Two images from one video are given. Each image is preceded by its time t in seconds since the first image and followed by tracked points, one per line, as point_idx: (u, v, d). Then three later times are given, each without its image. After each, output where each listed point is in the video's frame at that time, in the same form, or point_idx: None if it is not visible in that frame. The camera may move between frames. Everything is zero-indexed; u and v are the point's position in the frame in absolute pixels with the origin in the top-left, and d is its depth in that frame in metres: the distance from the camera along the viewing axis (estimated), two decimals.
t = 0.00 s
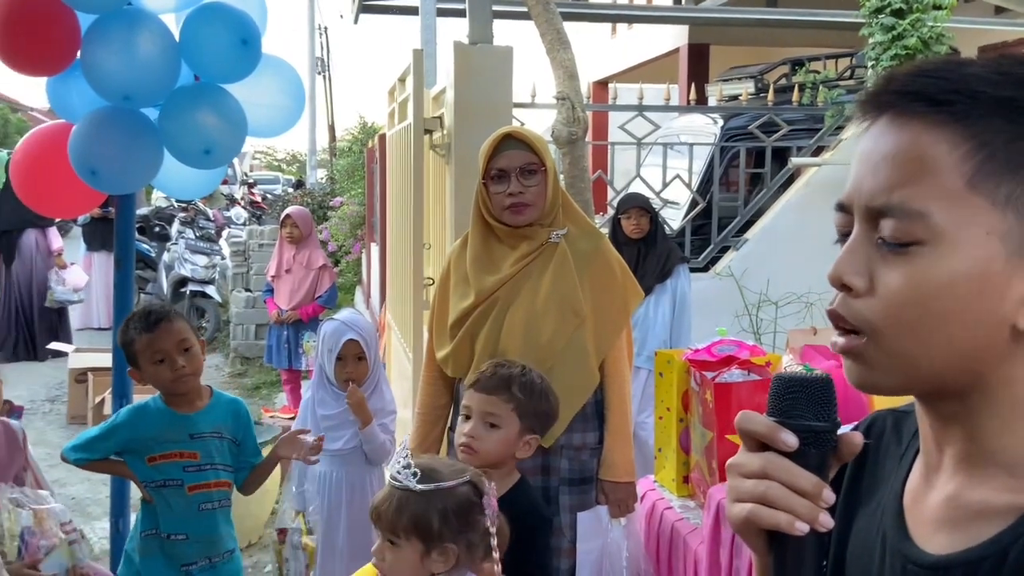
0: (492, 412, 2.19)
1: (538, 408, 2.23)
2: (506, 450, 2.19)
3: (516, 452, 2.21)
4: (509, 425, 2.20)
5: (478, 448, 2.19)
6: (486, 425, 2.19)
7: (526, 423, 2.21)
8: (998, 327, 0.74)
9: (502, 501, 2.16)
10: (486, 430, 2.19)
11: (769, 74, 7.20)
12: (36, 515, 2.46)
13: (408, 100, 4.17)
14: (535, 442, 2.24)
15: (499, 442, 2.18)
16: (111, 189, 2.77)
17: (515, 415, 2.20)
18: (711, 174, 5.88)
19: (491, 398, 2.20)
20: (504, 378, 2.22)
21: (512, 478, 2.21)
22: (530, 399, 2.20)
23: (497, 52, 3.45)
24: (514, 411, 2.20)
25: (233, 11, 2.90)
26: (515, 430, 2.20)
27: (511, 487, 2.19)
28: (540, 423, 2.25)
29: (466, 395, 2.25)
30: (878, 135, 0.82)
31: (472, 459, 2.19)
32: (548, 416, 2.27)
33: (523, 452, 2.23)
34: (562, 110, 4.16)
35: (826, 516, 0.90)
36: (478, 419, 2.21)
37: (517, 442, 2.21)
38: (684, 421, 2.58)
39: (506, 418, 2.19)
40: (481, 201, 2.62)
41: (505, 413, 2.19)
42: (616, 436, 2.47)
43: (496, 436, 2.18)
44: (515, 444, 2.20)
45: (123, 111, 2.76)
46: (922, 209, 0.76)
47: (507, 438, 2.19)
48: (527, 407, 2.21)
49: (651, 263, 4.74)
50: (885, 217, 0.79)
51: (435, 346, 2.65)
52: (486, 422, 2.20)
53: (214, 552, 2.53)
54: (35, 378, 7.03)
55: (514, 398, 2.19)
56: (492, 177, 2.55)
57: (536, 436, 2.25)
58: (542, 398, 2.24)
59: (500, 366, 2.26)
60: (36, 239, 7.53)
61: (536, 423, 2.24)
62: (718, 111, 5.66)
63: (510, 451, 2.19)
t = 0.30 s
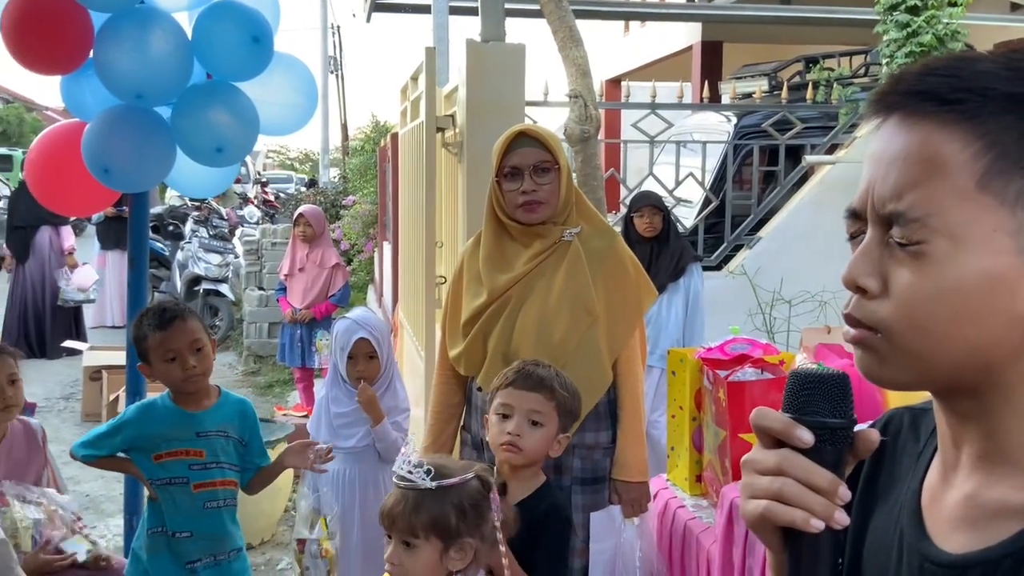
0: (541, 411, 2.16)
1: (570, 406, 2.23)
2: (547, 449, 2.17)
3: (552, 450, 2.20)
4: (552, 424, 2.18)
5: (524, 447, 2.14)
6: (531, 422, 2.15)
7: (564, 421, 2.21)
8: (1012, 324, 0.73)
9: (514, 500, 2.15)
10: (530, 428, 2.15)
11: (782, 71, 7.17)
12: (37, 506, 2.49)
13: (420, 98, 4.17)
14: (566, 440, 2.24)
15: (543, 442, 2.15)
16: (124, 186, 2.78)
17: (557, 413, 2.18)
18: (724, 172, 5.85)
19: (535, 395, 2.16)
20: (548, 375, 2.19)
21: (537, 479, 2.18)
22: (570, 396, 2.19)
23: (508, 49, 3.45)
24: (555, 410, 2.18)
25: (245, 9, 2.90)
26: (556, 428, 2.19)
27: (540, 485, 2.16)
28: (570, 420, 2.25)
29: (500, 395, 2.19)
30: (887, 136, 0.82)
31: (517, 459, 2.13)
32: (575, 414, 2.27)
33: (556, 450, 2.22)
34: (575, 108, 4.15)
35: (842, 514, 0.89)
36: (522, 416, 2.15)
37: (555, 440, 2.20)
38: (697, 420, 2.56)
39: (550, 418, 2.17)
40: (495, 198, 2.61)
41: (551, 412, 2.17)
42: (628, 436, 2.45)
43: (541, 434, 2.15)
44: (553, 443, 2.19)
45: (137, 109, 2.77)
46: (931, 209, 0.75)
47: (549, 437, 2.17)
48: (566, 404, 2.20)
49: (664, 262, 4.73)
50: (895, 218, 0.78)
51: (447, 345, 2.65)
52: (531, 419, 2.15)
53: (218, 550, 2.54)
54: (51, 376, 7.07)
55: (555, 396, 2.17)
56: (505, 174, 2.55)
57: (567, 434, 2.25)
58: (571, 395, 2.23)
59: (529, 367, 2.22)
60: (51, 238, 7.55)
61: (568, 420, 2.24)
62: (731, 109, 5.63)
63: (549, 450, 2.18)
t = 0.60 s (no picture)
0: (539, 416, 2.16)
1: (570, 405, 2.23)
2: (548, 451, 2.17)
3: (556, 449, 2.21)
4: (552, 425, 2.18)
5: (524, 453, 2.14)
6: (530, 427, 2.15)
7: (566, 421, 2.21)
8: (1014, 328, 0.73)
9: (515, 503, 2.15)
10: (528, 432, 2.15)
11: (790, 72, 7.16)
12: (35, 503, 2.52)
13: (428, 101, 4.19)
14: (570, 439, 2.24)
15: (543, 445, 2.15)
16: (133, 189, 2.79)
17: (555, 415, 2.18)
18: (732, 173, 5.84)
19: (533, 399, 2.17)
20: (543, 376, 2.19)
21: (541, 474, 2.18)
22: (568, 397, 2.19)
23: (516, 52, 3.45)
24: (554, 411, 2.18)
25: (254, 12, 2.91)
26: (555, 430, 2.19)
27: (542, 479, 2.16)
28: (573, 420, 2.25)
29: (501, 400, 2.20)
30: (891, 139, 0.82)
31: (518, 463, 2.14)
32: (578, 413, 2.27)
33: (561, 448, 2.23)
34: (582, 109, 4.15)
35: (843, 519, 0.90)
36: (520, 421, 2.16)
37: (557, 440, 2.20)
38: (705, 422, 2.56)
39: (549, 421, 2.17)
40: (503, 201, 2.62)
41: (549, 415, 2.17)
42: (637, 439, 2.46)
43: (538, 438, 2.15)
44: (556, 442, 2.20)
45: (146, 113, 2.78)
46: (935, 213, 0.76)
47: (550, 439, 2.17)
48: (564, 405, 2.20)
49: (671, 264, 4.72)
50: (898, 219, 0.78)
51: (457, 348, 2.66)
52: (529, 424, 2.16)
53: (227, 551, 2.55)
54: (60, 377, 7.10)
55: (554, 399, 2.17)
56: (513, 178, 2.55)
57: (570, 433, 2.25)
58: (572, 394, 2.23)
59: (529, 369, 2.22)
60: (59, 240, 7.59)
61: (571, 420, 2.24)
62: (739, 110, 5.63)
63: (552, 450, 2.18)
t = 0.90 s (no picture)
0: (520, 418, 2.20)
1: (556, 405, 2.26)
2: (531, 451, 2.22)
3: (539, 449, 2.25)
4: (534, 427, 2.22)
5: (506, 453, 2.19)
6: (512, 429, 2.20)
7: (550, 422, 2.25)
8: (1011, 331, 0.73)
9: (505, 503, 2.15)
10: (511, 434, 2.20)
11: (795, 75, 7.16)
12: (46, 499, 2.54)
13: (433, 103, 4.20)
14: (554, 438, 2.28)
15: (525, 446, 2.20)
16: (138, 193, 2.80)
17: (538, 417, 2.22)
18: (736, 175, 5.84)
19: (514, 402, 2.21)
20: (527, 379, 2.23)
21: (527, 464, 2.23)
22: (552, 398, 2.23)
23: (520, 55, 3.46)
24: (537, 413, 2.22)
25: (259, 16, 2.92)
26: (538, 431, 2.23)
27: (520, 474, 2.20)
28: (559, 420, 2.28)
29: (487, 400, 2.24)
30: (888, 142, 0.82)
31: (499, 462, 2.20)
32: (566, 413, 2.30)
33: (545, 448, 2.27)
34: (586, 112, 4.15)
35: (840, 522, 0.90)
36: (503, 422, 2.21)
37: (541, 440, 2.24)
38: (709, 424, 2.56)
39: (531, 423, 2.21)
40: (509, 203, 2.62)
41: (531, 418, 2.21)
42: (641, 442, 2.46)
43: (520, 441, 2.20)
44: (539, 442, 2.24)
45: (151, 116, 2.80)
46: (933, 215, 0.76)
47: (533, 440, 2.21)
48: (548, 406, 2.23)
49: (676, 266, 4.72)
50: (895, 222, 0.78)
51: (462, 350, 2.66)
52: (512, 425, 2.21)
53: (233, 553, 2.55)
54: (66, 380, 7.11)
55: (537, 401, 2.20)
56: (519, 181, 2.56)
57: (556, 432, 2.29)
58: (557, 395, 2.26)
59: (518, 369, 2.25)
60: (64, 243, 7.62)
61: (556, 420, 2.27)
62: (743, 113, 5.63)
63: (535, 450, 2.23)
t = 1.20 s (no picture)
0: (508, 419, 2.22)
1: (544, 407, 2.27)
2: (515, 453, 2.24)
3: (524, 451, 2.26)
4: (521, 429, 2.24)
5: (490, 453, 2.21)
6: (497, 429, 2.22)
7: (537, 424, 2.26)
8: (1008, 335, 0.74)
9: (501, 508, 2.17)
10: (497, 434, 2.22)
11: (797, 76, 7.16)
12: (55, 505, 2.51)
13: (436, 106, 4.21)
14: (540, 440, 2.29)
15: (509, 448, 2.22)
16: (142, 197, 2.81)
17: (525, 419, 2.24)
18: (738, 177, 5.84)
19: (502, 403, 2.22)
20: (517, 382, 2.24)
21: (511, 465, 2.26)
22: (539, 401, 2.24)
23: (523, 57, 3.47)
24: (525, 415, 2.23)
25: (263, 20, 2.92)
26: (524, 433, 2.24)
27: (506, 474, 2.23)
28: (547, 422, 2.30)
29: (475, 399, 2.26)
30: (887, 142, 0.82)
31: (482, 462, 2.22)
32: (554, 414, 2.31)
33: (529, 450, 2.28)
34: (589, 115, 4.15)
35: (835, 527, 0.90)
36: (490, 422, 2.23)
37: (526, 442, 2.25)
38: (712, 426, 2.56)
39: (518, 424, 2.23)
40: (512, 205, 2.62)
41: (519, 419, 2.23)
42: (645, 445, 2.45)
43: (506, 442, 2.22)
44: (524, 444, 2.25)
45: (155, 119, 2.80)
46: (931, 217, 0.76)
47: (517, 442, 2.23)
48: (537, 409, 2.25)
49: (679, 267, 4.72)
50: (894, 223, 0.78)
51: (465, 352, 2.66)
52: (498, 426, 2.22)
53: (236, 555, 2.55)
54: (69, 383, 7.13)
55: (525, 403, 2.22)
56: (523, 183, 2.56)
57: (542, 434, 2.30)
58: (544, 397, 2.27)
59: (510, 370, 2.26)
60: (68, 246, 7.59)
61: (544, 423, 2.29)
62: (745, 115, 5.63)
63: (520, 451, 2.24)
